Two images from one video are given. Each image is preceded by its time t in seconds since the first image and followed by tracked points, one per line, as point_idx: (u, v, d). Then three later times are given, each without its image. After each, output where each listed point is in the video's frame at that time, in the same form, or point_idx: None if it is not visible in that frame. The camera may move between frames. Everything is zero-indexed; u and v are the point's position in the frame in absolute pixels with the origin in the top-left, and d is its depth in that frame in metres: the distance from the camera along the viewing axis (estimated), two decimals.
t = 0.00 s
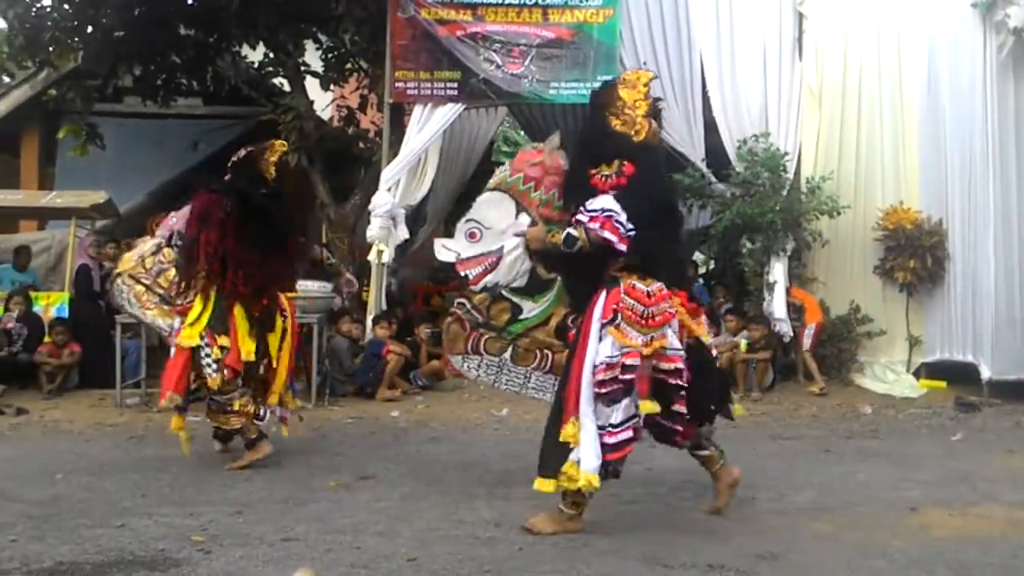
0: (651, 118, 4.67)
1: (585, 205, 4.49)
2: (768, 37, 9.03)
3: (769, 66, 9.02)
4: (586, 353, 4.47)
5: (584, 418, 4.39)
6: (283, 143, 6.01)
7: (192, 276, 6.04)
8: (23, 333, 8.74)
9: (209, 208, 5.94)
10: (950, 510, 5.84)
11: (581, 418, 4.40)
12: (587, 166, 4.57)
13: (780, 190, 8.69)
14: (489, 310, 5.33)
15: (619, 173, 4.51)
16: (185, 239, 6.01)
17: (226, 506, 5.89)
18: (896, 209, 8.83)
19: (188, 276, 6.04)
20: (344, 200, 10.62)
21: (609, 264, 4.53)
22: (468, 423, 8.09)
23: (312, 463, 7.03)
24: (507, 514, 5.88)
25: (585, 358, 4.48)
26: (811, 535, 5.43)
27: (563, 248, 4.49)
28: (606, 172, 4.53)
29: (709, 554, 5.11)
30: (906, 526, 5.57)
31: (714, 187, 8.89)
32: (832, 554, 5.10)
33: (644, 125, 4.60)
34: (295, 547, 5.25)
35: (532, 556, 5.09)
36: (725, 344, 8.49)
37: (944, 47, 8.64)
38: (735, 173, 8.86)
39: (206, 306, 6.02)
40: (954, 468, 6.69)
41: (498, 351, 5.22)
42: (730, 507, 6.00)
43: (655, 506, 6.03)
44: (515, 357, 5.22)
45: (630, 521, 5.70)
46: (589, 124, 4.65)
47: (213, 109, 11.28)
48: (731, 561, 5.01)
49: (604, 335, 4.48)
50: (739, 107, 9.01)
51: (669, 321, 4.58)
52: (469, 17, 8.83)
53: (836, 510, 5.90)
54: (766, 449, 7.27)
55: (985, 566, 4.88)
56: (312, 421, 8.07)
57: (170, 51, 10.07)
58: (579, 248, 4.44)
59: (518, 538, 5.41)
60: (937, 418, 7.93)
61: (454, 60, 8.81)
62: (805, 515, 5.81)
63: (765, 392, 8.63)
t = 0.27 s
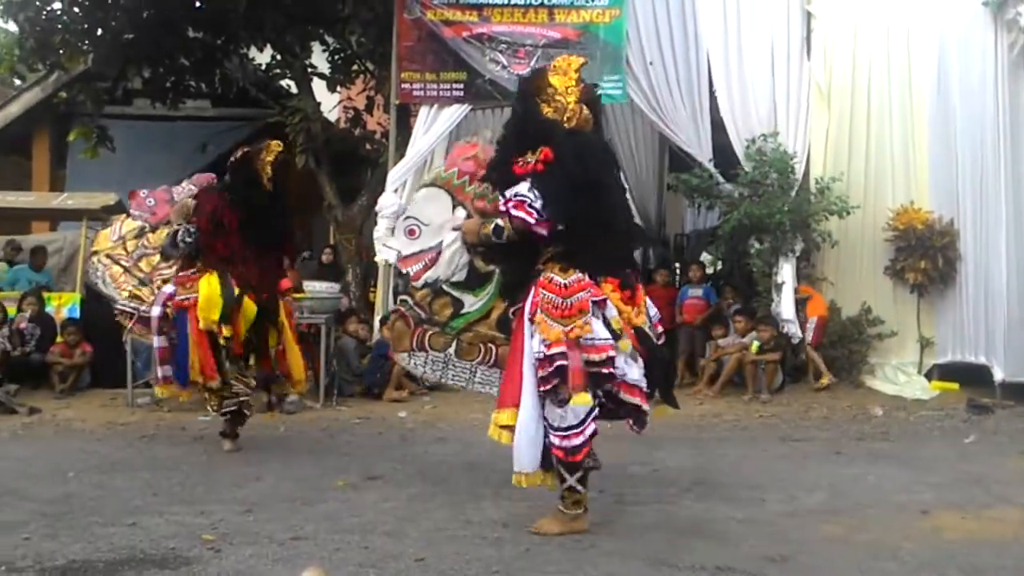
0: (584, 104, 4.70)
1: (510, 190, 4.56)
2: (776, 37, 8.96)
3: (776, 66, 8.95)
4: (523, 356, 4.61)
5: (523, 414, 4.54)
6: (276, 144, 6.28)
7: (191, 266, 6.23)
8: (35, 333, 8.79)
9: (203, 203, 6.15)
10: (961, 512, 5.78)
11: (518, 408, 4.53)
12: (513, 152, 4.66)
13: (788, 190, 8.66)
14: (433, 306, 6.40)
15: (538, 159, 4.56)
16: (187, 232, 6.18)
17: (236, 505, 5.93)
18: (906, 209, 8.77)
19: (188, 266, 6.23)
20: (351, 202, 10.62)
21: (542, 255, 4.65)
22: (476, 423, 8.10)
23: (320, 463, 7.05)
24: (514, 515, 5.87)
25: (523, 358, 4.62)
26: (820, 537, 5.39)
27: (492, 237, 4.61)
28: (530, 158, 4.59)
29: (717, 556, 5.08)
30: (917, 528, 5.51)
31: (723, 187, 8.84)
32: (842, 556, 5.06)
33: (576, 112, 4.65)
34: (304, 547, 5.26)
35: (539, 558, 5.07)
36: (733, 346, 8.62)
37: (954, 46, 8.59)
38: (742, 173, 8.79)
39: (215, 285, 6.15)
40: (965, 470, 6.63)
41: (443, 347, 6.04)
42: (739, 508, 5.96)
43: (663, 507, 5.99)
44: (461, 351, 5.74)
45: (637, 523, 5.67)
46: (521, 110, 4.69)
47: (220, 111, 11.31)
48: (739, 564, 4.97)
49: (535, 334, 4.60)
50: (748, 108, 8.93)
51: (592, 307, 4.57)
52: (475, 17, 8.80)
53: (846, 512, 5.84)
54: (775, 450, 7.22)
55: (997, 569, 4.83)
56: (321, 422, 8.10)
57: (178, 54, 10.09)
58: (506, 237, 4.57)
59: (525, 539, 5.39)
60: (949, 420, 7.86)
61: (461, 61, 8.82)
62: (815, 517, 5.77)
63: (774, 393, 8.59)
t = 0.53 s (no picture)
0: (554, 113, 4.71)
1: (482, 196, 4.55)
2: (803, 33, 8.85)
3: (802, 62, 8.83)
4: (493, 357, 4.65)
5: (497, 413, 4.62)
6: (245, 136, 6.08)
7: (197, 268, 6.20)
8: (65, 333, 8.99)
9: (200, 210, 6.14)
10: (992, 515, 5.65)
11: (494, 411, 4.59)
12: (488, 159, 4.63)
13: (815, 186, 8.55)
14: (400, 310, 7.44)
15: (512, 165, 4.53)
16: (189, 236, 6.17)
17: (260, 503, 5.96)
18: (937, 205, 8.68)
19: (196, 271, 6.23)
20: (375, 202, 10.67)
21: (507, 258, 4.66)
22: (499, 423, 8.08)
23: (342, 462, 7.06)
24: (536, 514, 5.82)
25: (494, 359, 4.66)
26: (847, 539, 5.29)
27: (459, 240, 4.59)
28: (504, 164, 4.58)
29: (742, 557, 5.01)
30: (947, 531, 5.40)
31: (748, 184, 8.76)
32: (869, 559, 4.97)
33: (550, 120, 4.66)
34: (326, 544, 5.27)
35: (560, 558, 5.02)
36: (759, 346, 8.52)
37: (985, 37, 8.70)
38: (768, 170, 8.68)
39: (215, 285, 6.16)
40: (998, 472, 6.48)
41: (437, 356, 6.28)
42: (764, 509, 5.87)
43: (687, 507, 5.91)
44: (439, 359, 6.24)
45: (660, 523, 5.60)
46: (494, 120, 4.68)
47: (247, 112, 11.39)
48: (764, 566, 4.89)
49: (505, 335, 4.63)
50: (773, 104, 8.81)
51: (560, 308, 4.54)
52: (497, 16, 8.79)
53: (874, 514, 5.73)
54: (802, 451, 7.12)
55: None
56: (345, 421, 8.14)
57: (204, 56, 10.24)
58: (471, 238, 4.56)
59: (547, 539, 5.35)
60: (980, 421, 7.71)
61: (483, 60, 8.83)
62: (842, 519, 5.66)
63: (801, 393, 8.49)
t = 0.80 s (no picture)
0: (526, 121, 4.98)
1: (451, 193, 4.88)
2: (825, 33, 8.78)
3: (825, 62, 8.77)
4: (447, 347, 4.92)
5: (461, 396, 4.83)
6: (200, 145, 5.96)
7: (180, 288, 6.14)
8: (89, 333, 9.10)
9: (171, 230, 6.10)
10: (1019, 518, 5.58)
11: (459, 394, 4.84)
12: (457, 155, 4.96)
13: (838, 186, 8.48)
14: (360, 293, 6.82)
15: (478, 164, 4.87)
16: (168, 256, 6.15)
17: (281, 502, 5.99)
18: (962, 205, 8.57)
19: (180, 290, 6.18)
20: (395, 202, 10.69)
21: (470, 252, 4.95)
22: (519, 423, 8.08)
23: (362, 461, 7.09)
24: (556, 514, 5.81)
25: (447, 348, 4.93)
26: (871, 542, 5.24)
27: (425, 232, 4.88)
28: (471, 163, 4.90)
29: (764, 559, 4.97)
30: (973, 534, 5.33)
31: (770, 184, 8.75)
32: (893, 562, 4.92)
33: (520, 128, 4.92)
34: (347, 543, 5.29)
35: (580, 558, 5.00)
36: (780, 346, 8.45)
37: (1012, 43, 8.50)
38: (790, 170, 8.63)
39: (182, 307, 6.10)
40: None
41: (366, 333, 6.64)
42: (785, 511, 5.83)
43: (708, 509, 5.88)
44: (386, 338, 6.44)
45: (681, 525, 5.58)
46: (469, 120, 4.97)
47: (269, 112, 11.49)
48: (786, 568, 4.85)
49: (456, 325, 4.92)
50: (795, 103, 8.79)
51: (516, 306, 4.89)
52: (517, 16, 8.79)
53: (898, 517, 5.67)
54: (824, 453, 7.06)
55: None
56: (365, 421, 8.16)
57: (226, 57, 10.30)
58: (439, 232, 4.84)
59: (567, 540, 5.34)
60: (1006, 422, 7.62)
61: (503, 60, 8.85)
62: (864, 521, 5.61)
63: (824, 394, 8.43)
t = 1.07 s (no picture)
0: (504, 118, 5.02)
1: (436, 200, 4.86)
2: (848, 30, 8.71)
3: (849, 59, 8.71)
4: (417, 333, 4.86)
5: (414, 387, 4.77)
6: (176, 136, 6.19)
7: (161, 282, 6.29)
8: (112, 332, 9.17)
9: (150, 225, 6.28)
10: None
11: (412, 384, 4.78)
12: (440, 161, 4.96)
13: (861, 184, 8.45)
14: (359, 289, 7.14)
15: (463, 171, 4.87)
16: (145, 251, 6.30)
17: (302, 501, 6.01)
18: (987, 203, 8.53)
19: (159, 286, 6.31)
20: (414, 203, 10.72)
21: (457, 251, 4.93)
22: (537, 424, 8.07)
23: (381, 461, 7.10)
24: (575, 515, 5.80)
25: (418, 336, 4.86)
26: (894, 544, 5.19)
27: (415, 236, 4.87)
28: (452, 168, 4.90)
29: (785, 561, 4.94)
30: (998, 536, 5.26)
31: (792, 183, 8.67)
32: (918, 564, 4.86)
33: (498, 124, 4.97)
34: (367, 542, 5.30)
35: (600, 559, 4.99)
36: (801, 346, 8.38)
37: None
38: (812, 168, 8.59)
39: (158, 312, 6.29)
40: None
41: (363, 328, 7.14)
42: (807, 512, 5.79)
43: (729, 510, 5.85)
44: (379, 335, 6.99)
45: (702, 525, 5.55)
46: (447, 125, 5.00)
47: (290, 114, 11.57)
48: (808, 570, 4.82)
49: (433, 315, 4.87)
50: (818, 101, 8.73)
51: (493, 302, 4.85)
52: (536, 16, 8.81)
53: (922, 518, 5.61)
54: (847, 454, 7.00)
55: None
56: (384, 421, 8.19)
57: (247, 60, 10.39)
58: (427, 238, 4.83)
59: (586, 540, 5.33)
60: None
61: (523, 60, 8.88)
62: (888, 523, 5.56)
63: (846, 395, 8.36)
